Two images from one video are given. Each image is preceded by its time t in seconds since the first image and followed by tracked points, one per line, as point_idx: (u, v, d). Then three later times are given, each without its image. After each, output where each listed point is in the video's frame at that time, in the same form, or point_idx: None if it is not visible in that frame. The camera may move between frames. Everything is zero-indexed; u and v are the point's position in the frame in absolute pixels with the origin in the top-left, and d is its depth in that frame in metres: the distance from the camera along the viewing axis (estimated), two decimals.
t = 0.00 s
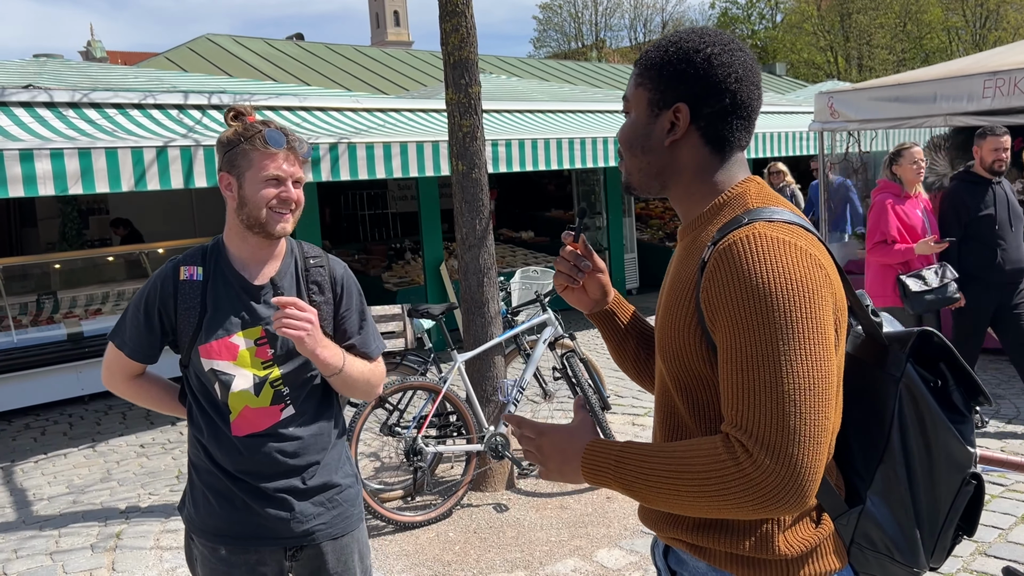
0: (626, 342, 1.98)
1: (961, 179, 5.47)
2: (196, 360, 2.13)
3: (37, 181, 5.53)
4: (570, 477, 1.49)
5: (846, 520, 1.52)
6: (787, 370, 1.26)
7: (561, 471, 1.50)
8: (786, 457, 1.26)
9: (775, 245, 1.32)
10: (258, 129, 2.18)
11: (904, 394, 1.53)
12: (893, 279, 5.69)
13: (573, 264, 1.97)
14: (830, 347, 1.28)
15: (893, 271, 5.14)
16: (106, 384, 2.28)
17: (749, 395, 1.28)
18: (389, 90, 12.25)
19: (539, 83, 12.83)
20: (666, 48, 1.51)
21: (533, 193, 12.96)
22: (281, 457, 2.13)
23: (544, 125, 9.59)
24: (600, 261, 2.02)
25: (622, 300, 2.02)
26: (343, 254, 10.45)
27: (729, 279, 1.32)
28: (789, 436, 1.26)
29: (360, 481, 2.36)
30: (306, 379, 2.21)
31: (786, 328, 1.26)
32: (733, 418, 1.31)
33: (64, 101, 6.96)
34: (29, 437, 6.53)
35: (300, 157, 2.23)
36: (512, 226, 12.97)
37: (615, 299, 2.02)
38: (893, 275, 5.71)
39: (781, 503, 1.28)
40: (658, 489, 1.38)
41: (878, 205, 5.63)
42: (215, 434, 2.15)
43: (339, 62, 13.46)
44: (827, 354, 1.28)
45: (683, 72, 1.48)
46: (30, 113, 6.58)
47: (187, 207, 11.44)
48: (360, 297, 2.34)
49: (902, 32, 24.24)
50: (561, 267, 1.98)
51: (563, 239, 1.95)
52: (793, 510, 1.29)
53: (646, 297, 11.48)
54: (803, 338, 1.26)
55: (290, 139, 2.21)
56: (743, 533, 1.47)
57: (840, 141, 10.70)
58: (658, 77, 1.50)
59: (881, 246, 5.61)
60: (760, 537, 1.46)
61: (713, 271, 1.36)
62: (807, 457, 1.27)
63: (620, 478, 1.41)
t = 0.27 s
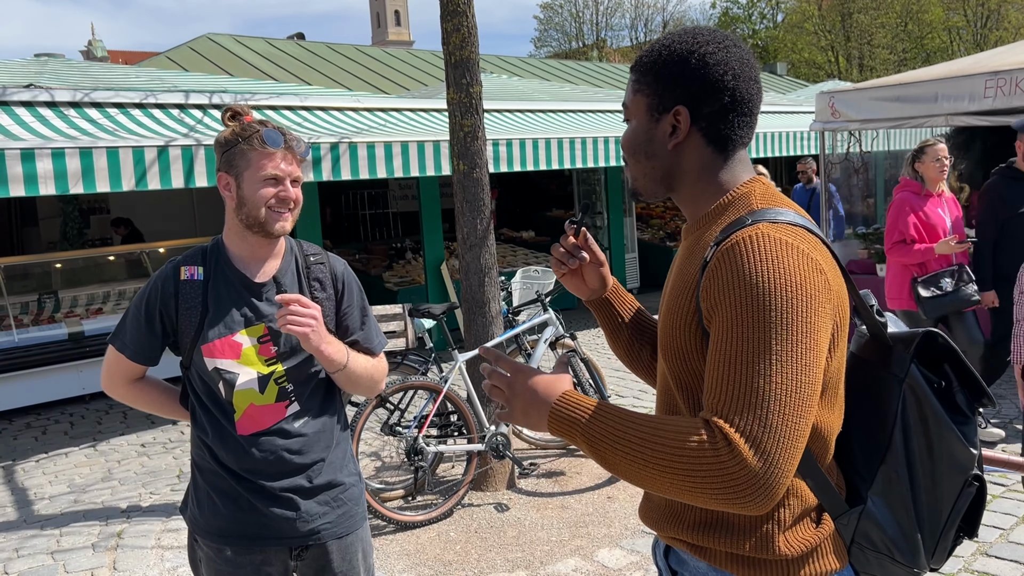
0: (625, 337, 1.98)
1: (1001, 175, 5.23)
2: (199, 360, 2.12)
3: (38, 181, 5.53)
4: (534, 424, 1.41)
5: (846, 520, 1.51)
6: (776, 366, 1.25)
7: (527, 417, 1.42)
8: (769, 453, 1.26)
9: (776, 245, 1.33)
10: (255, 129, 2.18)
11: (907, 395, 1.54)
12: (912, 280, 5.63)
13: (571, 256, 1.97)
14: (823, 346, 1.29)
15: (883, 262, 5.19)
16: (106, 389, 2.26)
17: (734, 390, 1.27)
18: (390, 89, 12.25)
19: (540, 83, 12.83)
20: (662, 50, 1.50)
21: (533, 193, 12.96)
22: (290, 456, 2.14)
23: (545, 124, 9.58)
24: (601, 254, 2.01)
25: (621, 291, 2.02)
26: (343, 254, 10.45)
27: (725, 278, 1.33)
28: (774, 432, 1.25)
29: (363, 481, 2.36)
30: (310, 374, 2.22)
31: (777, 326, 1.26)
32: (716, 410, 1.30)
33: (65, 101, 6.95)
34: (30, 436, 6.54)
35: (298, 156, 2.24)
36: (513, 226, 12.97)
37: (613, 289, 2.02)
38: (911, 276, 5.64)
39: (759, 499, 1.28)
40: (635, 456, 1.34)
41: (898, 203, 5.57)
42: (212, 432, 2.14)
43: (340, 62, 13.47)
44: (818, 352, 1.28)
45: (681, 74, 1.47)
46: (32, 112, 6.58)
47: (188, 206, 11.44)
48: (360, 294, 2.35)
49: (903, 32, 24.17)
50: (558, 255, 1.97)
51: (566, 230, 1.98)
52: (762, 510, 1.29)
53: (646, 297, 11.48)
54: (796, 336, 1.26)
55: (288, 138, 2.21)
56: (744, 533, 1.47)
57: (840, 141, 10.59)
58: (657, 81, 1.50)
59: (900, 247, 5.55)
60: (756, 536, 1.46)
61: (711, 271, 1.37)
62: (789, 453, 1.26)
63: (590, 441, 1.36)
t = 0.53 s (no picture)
0: (627, 333, 1.96)
1: None
2: (206, 357, 2.12)
3: (39, 180, 5.53)
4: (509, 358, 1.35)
5: (846, 519, 1.51)
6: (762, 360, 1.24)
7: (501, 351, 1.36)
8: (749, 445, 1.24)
9: (773, 244, 1.33)
10: (260, 127, 2.18)
11: (909, 394, 1.53)
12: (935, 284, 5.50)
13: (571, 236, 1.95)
14: (812, 342, 1.29)
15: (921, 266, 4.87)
16: (115, 391, 2.26)
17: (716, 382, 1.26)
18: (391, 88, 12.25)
19: (541, 82, 12.83)
20: (661, 49, 1.50)
21: (534, 192, 12.96)
22: (301, 455, 2.14)
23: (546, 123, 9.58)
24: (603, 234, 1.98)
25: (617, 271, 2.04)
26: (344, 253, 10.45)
27: (721, 275, 1.33)
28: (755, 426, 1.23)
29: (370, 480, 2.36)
30: (317, 370, 2.21)
31: (766, 321, 1.25)
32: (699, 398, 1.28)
33: (66, 100, 6.95)
34: (31, 435, 6.54)
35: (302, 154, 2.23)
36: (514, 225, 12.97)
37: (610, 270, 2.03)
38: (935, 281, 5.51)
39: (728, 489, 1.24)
40: (606, 418, 1.28)
41: (929, 204, 5.58)
42: (218, 430, 2.15)
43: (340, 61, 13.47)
44: (807, 348, 1.28)
45: (683, 73, 1.47)
46: (33, 111, 6.58)
47: (189, 205, 11.45)
48: (367, 291, 2.35)
49: (905, 32, 23.99)
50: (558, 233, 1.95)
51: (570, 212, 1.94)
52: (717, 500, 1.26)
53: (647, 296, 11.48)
54: (784, 331, 1.26)
55: (292, 136, 2.21)
56: (742, 530, 1.47)
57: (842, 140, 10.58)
58: (657, 80, 1.49)
59: (925, 248, 5.50)
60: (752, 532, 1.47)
61: (709, 270, 1.37)
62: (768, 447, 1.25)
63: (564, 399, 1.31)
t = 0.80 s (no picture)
0: (625, 334, 1.95)
1: None
2: (211, 355, 2.12)
3: (39, 179, 5.53)
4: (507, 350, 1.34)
5: (843, 517, 1.51)
6: (756, 359, 1.24)
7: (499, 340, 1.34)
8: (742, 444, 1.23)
9: (769, 242, 1.32)
10: (265, 125, 2.18)
11: (906, 391, 1.55)
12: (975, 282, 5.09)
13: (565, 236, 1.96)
14: (807, 340, 1.28)
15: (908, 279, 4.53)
16: (122, 389, 2.26)
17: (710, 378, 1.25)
18: (391, 88, 12.25)
19: (541, 81, 12.82)
20: (654, 50, 1.50)
21: (534, 191, 12.96)
22: (304, 453, 2.13)
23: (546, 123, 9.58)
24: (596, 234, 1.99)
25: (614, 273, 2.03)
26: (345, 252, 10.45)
27: (718, 273, 1.32)
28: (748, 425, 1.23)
29: (375, 479, 2.36)
30: (322, 369, 2.22)
31: (762, 320, 1.25)
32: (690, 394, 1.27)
33: (66, 99, 6.95)
34: (32, 434, 6.54)
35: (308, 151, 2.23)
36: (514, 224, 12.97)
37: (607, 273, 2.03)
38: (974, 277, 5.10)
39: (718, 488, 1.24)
40: (604, 417, 1.27)
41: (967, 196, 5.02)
42: (223, 428, 2.16)
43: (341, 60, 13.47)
44: (803, 345, 1.28)
45: (675, 73, 1.46)
46: (33, 111, 6.58)
47: (190, 204, 11.45)
48: (372, 290, 2.35)
49: (905, 30, 23.76)
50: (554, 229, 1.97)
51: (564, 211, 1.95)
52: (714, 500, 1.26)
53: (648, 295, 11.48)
54: (780, 330, 1.26)
55: (297, 134, 2.21)
56: (739, 531, 1.46)
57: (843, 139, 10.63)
58: (650, 81, 1.49)
59: (962, 243, 5.04)
60: (748, 531, 1.46)
61: (704, 270, 1.37)
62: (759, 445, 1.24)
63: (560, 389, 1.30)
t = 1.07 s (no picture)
0: (619, 331, 1.97)
1: None
2: (216, 354, 2.12)
3: (39, 178, 5.53)
4: (564, 415, 1.50)
5: (840, 517, 1.51)
6: (769, 368, 1.25)
7: (558, 406, 1.51)
8: (768, 456, 1.27)
9: (764, 243, 1.32)
10: (269, 124, 2.17)
11: (899, 390, 1.51)
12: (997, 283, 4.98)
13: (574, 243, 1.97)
14: (815, 344, 1.28)
15: (910, 322, 4.16)
16: (127, 387, 2.25)
17: (729, 393, 1.28)
18: (392, 88, 12.24)
19: (541, 81, 12.81)
20: (640, 53, 1.51)
21: (535, 191, 12.96)
22: (306, 452, 2.13)
23: (547, 122, 9.57)
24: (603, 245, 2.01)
25: (619, 288, 2.01)
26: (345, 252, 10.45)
27: (713, 278, 1.32)
28: (772, 436, 1.26)
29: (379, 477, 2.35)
30: (327, 368, 2.21)
31: (765, 326, 1.26)
32: (715, 411, 1.31)
33: (67, 98, 6.95)
34: (32, 433, 6.54)
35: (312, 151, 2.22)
36: (515, 224, 12.97)
37: (612, 286, 2.01)
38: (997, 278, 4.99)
39: (765, 501, 1.30)
40: (652, 449, 1.38)
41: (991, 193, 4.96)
42: (224, 429, 2.16)
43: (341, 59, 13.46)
44: (810, 348, 1.27)
45: (658, 75, 1.47)
46: (33, 110, 6.58)
47: (190, 204, 11.45)
48: (376, 289, 2.34)
49: (906, 31, 23.75)
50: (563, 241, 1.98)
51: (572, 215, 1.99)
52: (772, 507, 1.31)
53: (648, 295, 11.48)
54: (784, 335, 1.26)
55: (301, 134, 2.21)
56: (741, 530, 1.48)
57: (844, 139, 10.63)
58: (635, 83, 1.50)
59: (986, 243, 4.93)
60: (751, 534, 1.48)
61: (699, 272, 1.35)
62: (790, 456, 1.27)
63: (607, 432, 1.43)
